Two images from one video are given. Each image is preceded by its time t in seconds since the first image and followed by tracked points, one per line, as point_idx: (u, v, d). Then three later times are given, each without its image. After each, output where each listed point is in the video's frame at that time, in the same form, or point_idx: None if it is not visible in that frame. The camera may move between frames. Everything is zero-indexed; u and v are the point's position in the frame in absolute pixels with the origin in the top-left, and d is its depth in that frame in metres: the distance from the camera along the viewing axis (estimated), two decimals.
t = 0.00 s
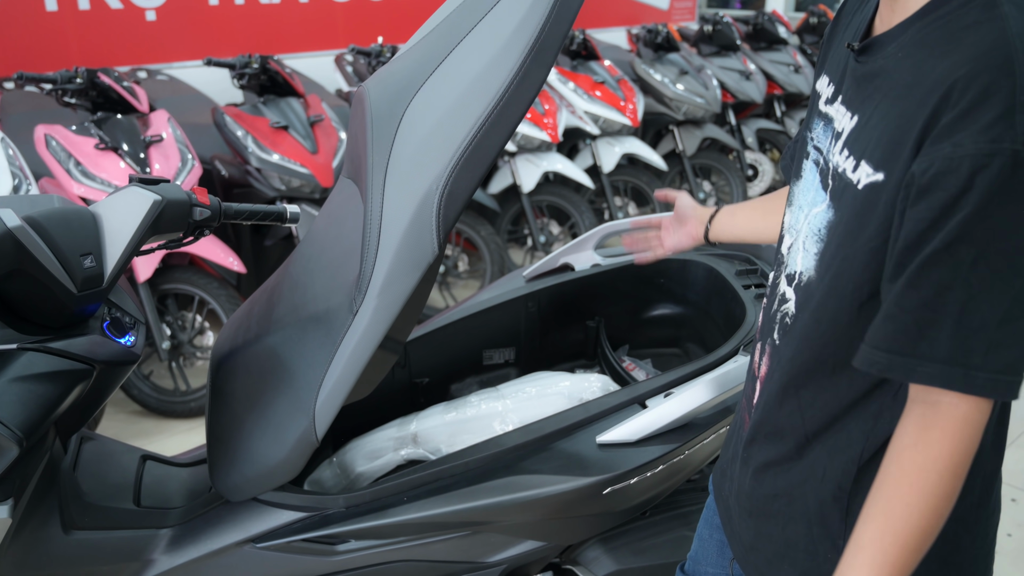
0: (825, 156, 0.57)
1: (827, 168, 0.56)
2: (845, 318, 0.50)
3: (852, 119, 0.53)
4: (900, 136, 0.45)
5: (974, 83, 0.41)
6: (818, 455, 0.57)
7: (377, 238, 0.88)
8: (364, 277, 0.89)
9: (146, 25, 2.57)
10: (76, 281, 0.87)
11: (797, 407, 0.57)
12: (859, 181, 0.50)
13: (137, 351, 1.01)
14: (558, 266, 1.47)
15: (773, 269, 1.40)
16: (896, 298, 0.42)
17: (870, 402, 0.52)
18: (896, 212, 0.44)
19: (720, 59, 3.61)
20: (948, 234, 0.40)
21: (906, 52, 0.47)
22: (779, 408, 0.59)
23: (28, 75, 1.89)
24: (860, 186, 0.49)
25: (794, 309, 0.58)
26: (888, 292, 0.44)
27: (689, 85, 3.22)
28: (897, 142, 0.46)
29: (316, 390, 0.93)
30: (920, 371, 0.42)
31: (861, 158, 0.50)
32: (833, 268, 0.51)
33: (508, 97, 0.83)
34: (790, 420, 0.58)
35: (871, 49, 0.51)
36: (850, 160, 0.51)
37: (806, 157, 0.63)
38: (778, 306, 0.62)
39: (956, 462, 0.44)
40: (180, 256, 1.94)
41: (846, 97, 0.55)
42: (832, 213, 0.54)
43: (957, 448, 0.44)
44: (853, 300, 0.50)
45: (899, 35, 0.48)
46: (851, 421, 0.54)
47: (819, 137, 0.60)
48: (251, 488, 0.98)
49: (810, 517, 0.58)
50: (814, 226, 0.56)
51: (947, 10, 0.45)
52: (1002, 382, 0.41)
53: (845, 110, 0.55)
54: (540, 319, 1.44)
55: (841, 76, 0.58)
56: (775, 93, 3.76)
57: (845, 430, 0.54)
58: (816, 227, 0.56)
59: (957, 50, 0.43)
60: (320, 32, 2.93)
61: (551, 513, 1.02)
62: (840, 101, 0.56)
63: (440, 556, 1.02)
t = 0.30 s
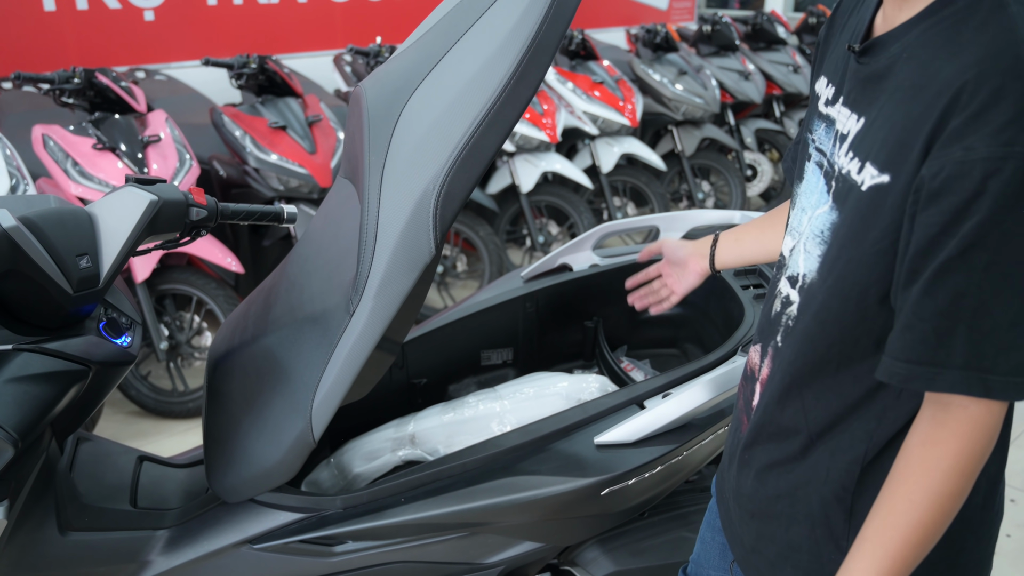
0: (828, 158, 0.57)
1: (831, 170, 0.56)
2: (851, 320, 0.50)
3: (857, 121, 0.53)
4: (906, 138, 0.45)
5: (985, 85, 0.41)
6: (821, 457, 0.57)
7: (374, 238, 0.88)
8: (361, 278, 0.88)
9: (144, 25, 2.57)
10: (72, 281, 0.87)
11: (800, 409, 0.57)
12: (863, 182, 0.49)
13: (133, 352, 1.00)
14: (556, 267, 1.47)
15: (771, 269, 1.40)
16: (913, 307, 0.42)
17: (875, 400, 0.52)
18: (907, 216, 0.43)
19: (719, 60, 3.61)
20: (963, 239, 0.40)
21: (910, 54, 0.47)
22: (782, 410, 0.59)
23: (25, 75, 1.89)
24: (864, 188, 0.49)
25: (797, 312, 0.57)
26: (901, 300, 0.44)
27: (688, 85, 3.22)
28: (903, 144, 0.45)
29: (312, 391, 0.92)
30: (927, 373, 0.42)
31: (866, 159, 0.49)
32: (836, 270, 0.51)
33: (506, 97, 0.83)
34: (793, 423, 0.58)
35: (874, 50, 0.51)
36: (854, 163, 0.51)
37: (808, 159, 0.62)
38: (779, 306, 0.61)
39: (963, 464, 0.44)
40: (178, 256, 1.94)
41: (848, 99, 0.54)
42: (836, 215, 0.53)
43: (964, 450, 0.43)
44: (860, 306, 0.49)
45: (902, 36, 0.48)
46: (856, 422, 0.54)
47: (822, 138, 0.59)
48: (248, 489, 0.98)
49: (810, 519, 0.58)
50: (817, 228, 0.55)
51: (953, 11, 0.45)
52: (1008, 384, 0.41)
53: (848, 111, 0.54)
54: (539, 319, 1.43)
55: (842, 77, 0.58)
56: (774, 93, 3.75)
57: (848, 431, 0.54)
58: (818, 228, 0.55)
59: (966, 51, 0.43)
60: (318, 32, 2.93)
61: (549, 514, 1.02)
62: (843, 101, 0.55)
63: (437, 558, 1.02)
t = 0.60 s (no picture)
0: (846, 161, 0.57)
1: (851, 175, 0.55)
2: (871, 329, 0.50)
3: (878, 125, 0.52)
4: (930, 147, 0.45)
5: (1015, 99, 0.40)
6: (833, 462, 0.56)
7: (375, 238, 0.87)
8: (361, 278, 0.88)
9: (144, 25, 2.57)
10: (71, 281, 0.87)
11: (815, 417, 0.57)
12: (882, 190, 0.49)
13: (133, 352, 1.00)
14: (556, 267, 1.47)
15: (772, 269, 1.40)
16: (933, 324, 0.42)
17: (891, 411, 0.52)
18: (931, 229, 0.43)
19: (719, 59, 3.61)
20: (982, 257, 0.40)
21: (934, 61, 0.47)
22: (797, 416, 0.59)
23: (25, 75, 1.89)
24: (884, 196, 0.49)
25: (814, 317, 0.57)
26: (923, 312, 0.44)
27: (688, 85, 3.22)
28: (928, 154, 0.45)
29: (313, 391, 0.92)
30: (944, 392, 0.43)
31: (886, 165, 0.49)
32: (852, 278, 0.50)
33: (506, 96, 0.83)
34: (808, 429, 0.58)
35: (897, 52, 0.51)
36: (875, 168, 0.51)
37: (818, 159, 0.63)
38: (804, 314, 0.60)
39: (965, 459, 0.44)
40: (178, 257, 1.94)
41: (869, 102, 0.54)
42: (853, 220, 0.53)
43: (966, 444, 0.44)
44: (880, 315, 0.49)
45: (926, 43, 0.48)
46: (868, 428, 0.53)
47: (836, 139, 0.60)
48: (249, 489, 0.98)
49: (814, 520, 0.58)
50: (838, 235, 0.55)
51: (985, 17, 0.44)
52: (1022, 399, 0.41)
53: (867, 114, 0.54)
54: (539, 320, 1.43)
55: (861, 77, 0.57)
56: (774, 93, 3.75)
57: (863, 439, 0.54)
58: (838, 236, 0.55)
59: (995, 62, 0.43)
60: (319, 32, 2.93)
61: (550, 514, 1.02)
62: (859, 106, 0.56)
63: (437, 558, 1.02)
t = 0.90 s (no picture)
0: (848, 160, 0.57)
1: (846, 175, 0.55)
2: (873, 333, 0.50)
3: (869, 125, 0.52)
4: (915, 158, 0.45)
5: (986, 111, 0.41)
6: (839, 465, 0.56)
7: (375, 237, 0.87)
8: (361, 277, 0.88)
9: (143, 25, 2.57)
10: (71, 280, 0.87)
11: (820, 419, 0.57)
12: (874, 198, 0.49)
13: (133, 351, 1.00)
14: (556, 266, 1.47)
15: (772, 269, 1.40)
16: (916, 336, 0.44)
17: (891, 420, 0.52)
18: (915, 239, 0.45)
19: (719, 59, 3.61)
20: (962, 271, 0.41)
21: (925, 65, 0.47)
22: (802, 419, 0.59)
23: (24, 75, 1.89)
24: (876, 204, 0.49)
25: (813, 320, 0.56)
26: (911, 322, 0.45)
27: (688, 85, 3.22)
28: (913, 164, 0.46)
29: (313, 391, 0.92)
30: (933, 406, 0.43)
31: (877, 173, 0.49)
32: (851, 285, 0.51)
33: (506, 95, 0.83)
34: (813, 431, 0.58)
35: (894, 52, 0.51)
36: (866, 172, 0.51)
37: (824, 153, 0.62)
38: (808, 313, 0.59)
39: (991, 478, 0.44)
40: (178, 257, 1.94)
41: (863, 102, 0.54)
42: (845, 225, 0.53)
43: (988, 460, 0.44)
44: (880, 318, 0.50)
45: (922, 46, 0.48)
46: (875, 433, 0.53)
47: (840, 135, 0.60)
48: (248, 488, 0.97)
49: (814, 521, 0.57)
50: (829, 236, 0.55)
51: (974, 20, 0.44)
52: (1015, 412, 0.42)
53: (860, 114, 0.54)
54: (539, 319, 1.43)
55: (862, 74, 0.57)
56: (774, 93, 3.76)
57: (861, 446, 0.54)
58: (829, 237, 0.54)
59: (976, 69, 0.43)
60: (318, 32, 2.93)
61: (549, 514, 1.01)
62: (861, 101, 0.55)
63: (437, 558, 1.02)
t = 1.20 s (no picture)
0: (846, 156, 0.58)
1: (854, 170, 0.56)
2: (900, 326, 0.50)
3: (876, 117, 0.54)
4: (942, 138, 0.46)
5: (1021, 85, 0.40)
6: (875, 461, 0.55)
7: (375, 235, 0.87)
8: (361, 275, 0.88)
9: (142, 24, 2.56)
10: (69, 278, 0.86)
11: (849, 417, 0.55)
12: (898, 185, 0.50)
13: (132, 350, 1.00)
14: (556, 264, 1.47)
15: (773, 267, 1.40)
16: (970, 317, 0.42)
17: (923, 407, 0.52)
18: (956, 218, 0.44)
19: (718, 58, 3.61)
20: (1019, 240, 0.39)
21: (930, 51, 0.48)
22: (828, 422, 0.57)
23: (23, 73, 1.89)
24: (900, 191, 0.49)
25: (844, 319, 0.56)
26: (960, 302, 0.43)
27: (687, 85, 3.22)
28: (943, 145, 0.46)
29: (312, 388, 0.92)
30: (996, 378, 0.41)
31: (899, 160, 0.49)
32: (877, 275, 0.51)
33: (506, 93, 0.83)
34: (840, 433, 0.56)
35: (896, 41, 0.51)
36: (885, 162, 0.51)
37: (812, 155, 0.64)
38: (820, 313, 0.59)
39: None
40: (176, 257, 1.94)
41: (862, 95, 0.56)
42: (873, 218, 0.53)
43: None
44: (913, 304, 0.49)
45: (919, 32, 0.49)
46: (904, 427, 0.53)
47: (830, 133, 0.61)
48: (247, 487, 0.97)
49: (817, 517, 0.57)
50: (855, 232, 0.55)
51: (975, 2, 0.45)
52: None
53: (862, 107, 0.55)
54: (539, 318, 1.43)
55: (846, 70, 0.59)
56: (773, 92, 3.76)
57: (888, 441, 0.54)
58: (857, 233, 0.55)
59: (1000, 43, 0.43)
60: (317, 32, 2.93)
61: (549, 512, 1.01)
62: (853, 98, 0.57)
63: (437, 556, 1.02)
